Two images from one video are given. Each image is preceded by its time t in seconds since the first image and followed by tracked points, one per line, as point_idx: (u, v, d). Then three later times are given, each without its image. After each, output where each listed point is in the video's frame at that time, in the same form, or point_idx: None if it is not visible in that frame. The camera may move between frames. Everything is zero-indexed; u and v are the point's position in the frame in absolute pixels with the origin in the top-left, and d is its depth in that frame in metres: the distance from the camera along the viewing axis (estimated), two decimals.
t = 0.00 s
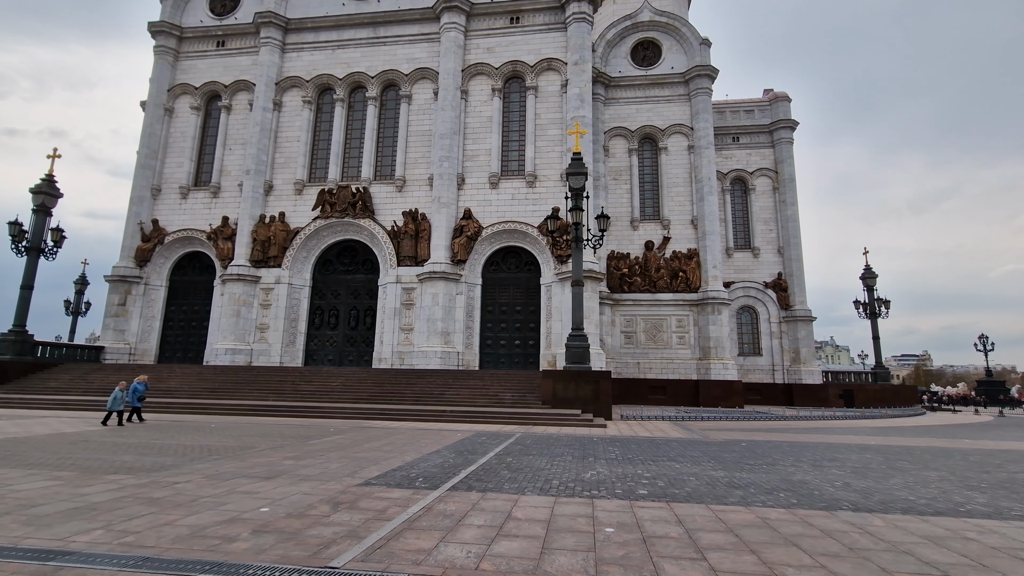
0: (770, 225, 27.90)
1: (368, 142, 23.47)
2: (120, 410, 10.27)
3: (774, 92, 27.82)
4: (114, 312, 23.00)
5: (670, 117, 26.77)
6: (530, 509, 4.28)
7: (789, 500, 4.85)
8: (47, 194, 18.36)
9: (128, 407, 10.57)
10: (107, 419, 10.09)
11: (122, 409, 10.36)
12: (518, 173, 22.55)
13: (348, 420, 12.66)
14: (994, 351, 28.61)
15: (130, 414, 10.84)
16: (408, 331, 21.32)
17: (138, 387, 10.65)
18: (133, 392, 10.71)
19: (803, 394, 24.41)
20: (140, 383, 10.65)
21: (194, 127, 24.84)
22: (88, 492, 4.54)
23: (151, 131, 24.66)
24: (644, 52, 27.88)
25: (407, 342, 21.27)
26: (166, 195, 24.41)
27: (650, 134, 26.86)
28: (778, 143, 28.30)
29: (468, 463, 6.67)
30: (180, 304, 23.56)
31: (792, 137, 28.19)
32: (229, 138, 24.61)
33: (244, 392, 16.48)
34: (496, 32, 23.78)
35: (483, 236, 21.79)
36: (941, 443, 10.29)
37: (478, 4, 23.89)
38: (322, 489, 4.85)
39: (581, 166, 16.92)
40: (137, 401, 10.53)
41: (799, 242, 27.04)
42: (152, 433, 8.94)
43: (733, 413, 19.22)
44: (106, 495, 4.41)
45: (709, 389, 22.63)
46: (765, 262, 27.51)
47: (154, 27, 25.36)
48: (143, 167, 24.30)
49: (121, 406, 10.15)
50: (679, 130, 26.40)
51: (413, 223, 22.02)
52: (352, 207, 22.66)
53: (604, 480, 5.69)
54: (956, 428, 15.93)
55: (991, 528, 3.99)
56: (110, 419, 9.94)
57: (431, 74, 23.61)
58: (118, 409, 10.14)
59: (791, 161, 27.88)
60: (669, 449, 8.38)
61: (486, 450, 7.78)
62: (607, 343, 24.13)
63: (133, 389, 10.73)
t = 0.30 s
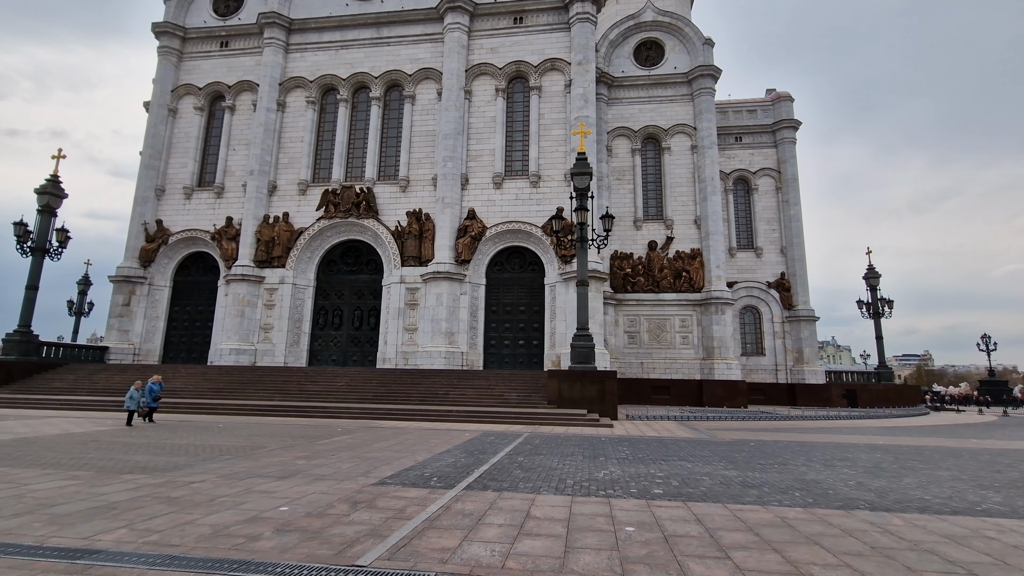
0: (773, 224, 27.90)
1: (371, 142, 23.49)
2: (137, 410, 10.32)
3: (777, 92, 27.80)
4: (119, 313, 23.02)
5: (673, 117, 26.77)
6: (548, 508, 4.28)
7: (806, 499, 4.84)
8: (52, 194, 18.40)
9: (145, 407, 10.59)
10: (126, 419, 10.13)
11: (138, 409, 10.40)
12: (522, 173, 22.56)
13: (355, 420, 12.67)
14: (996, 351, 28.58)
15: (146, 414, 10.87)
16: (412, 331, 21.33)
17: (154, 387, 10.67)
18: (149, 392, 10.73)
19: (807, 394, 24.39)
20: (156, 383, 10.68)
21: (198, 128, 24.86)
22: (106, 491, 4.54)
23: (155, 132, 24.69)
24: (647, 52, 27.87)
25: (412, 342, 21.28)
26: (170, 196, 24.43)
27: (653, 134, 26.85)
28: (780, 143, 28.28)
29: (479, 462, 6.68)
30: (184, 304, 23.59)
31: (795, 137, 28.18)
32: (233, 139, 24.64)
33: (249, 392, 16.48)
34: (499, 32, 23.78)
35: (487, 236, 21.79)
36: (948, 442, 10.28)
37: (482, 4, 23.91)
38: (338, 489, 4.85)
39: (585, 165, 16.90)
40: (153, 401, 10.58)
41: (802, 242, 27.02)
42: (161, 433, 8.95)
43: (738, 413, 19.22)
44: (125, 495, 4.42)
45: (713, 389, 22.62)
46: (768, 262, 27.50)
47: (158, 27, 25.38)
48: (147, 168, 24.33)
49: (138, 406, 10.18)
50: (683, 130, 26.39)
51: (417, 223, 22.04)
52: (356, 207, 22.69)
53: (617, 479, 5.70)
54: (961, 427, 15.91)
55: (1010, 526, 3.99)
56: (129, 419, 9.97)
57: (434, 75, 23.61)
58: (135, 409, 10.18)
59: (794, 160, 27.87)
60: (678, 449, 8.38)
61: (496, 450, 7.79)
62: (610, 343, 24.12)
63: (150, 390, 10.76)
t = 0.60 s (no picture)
0: (776, 224, 27.88)
1: (375, 143, 23.52)
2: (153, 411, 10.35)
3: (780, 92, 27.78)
4: (123, 313, 23.06)
5: (676, 118, 26.76)
6: (564, 509, 4.31)
7: (818, 501, 4.86)
8: (57, 195, 18.44)
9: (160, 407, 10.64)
10: (140, 421, 10.18)
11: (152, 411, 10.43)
12: (525, 174, 22.57)
13: (360, 420, 12.70)
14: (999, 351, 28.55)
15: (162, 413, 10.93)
16: (416, 332, 21.36)
17: (166, 387, 10.66)
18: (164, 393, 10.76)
19: (810, 394, 24.39)
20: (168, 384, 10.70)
21: (202, 128, 24.90)
22: (124, 492, 4.57)
23: (159, 133, 24.73)
24: (650, 51, 27.86)
25: (416, 343, 21.31)
26: (174, 196, 24.47)
27: (656, 134, 26.84)
28: (783, 143, 28.26)
29: (489, 463, 6.70)
30: (188, 304, 23.63)
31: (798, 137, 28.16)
32: (237, 139, 24.68)
33: (255, 392, 16.51)
34: (502, 33, 23.80)
35: (490, 237, 21.82)
36: (955, 443, 10.28)
37: (485, 4, 23.93)
38: (353, 490, 4.88)
39: (590, 166, 16.90)
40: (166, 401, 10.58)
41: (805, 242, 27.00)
42: (170, 433, 8.97)
43: (742, 413, 19.21)
44: (142, 496, 4.45)
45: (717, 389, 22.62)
46: (771, 262, 27.49)
47: (161, 28, 25.41)
48: (152, 168, 24.37)
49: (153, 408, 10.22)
50: (686, 130, 26.39)
51: (420, 223, 22.08)
52: (359, 208, 22.70)
53: (629, 480, 5.72)
54: (966, 428, 15.89)
55: None
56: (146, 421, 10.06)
57: (438, 75, 23.62)
58: (149, 410, 10.20)
59: (797, 160, 27.84)
60: (686, 450, 8.39)
61: (505, 450, 7.81)
62: (613, 343, 24.13)
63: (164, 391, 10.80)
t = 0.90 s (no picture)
0: (779, 224, 27.88)
1: (378, 143, 23.56)
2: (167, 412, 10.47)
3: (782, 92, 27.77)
4: (128, 313, 23.14)
5: (679, 117, 26.77)
6: (576, 509, 4.33)
7: (829, 501, 4.87)
8: (62, 196, 18.50)
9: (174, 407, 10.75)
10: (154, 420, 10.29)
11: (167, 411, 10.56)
12: (528, 174, 22.61)
13: (366, 420, 12.74)
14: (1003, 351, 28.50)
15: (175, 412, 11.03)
16: (419, 332, 21.40)
17: (181, 388, 10.75)
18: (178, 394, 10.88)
19: (813, 393, 24.38)
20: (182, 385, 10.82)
21: (205, 129, 24.97)
22: (138, 492, 4.61)
23: (163, 133, 24.81)
24: (653, 51, 27.86)
25: (419, 343, 21.35)
26: (178, 196, 24.54)
27: (659, 134, 26.85)
28: (786, 143, 28.25)
29: (498, 463, 6.72)
30: (193, 304, 23.70)
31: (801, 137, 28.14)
32: (241, 140, 24.74)
33: (259, 392, 16.56)
34: (505, 33, 23.83)
35: (494, 237, 21.85)
36: (960, 443, 10.29)
37: (489, 5, 23.97)
38: (366, 489, 4.91)
39: (593, 166, 16.91)
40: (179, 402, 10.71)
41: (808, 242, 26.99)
42: (179, 433, 9.02)
43: (746, 413, 19.21)
44: (158, 495, 4.49)
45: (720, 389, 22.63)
46: (774, 262, 27.48)
47: (165, 29, 25.48)
48: (156, 168, 24.44)
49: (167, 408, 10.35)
50: (689, 130, 26.39)
51: (424, 223, 22.11)
52: (363, 208, 22.74)
53: (638, 480, 5.74)
54: (970, 428, 15.87)
55: None
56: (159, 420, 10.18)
57: (441, 75, 23.66)
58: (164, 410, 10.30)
59: (799, 160, 27.83)
60: (693, 449, 8.42)
61: (513, 450, 7.84)
62: (617, 343, 24.14)
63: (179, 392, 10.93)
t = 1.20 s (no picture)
0: (781, 224, 27.91)
1: (381, 143, 23.63)
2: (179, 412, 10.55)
3: (784, 92, 27.79)
4: (132, 313, 23.24)
5: (681, 117, 26.80)
6: (587, 505, 4.40)
7: (835, 497, 4.93)
8: (67, 197, 18.57)
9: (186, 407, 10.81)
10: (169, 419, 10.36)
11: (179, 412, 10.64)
12: (531, 174, 22.67)
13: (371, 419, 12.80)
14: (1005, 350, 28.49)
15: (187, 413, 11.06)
16: (423, 332, 21.46)
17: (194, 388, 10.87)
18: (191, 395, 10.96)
19: (815, 393, 24.40)
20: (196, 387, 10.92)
21: (209, 130, 25.06)
22: (155, 488, 4.68)
23: (167, 134, 24.90)
24: (655, 51, 27.90)
25: (423, 342, 21.41)
26: (182, 197, 24.63)
27: (661, 134, 26.89)
28: (788, 142, 28.28)
29: (506, 461, 6.78)
30: (197, 304, 23.79)
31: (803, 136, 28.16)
32: (244, 140, 24.83)
33: (264, 392, 16.63)
34: (508, 34, 23.90)
35: (497, 237, 21.91)
36: (963, 442, 10.32)
37: (491, 5, 24.04)
38: (378, 486, 4.98)
39: (597, 166, 16.96)
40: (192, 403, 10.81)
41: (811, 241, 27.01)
42: (187, 432, 9.08)
43: (749, 412, 19.24)
44: (175, 492, 4.56)
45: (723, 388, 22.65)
46: (776, 262, 27.49)
47: (169, 30, 25.58)
48: (160, 169, 24.54)
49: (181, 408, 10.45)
50: (691, 130, 26.43)
51: (427, 223, 22.18)
52: (367, 208, 22.82)
53: (647, 478, 5.79)
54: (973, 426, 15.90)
55: None
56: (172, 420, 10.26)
57: (444, 76, 23.73)
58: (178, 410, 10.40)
59: (802, 160, 27.85)
60: (698, 448, 8.47)
61: (520, 449, 7.90)
62: (619, 343, 24.18)
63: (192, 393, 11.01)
